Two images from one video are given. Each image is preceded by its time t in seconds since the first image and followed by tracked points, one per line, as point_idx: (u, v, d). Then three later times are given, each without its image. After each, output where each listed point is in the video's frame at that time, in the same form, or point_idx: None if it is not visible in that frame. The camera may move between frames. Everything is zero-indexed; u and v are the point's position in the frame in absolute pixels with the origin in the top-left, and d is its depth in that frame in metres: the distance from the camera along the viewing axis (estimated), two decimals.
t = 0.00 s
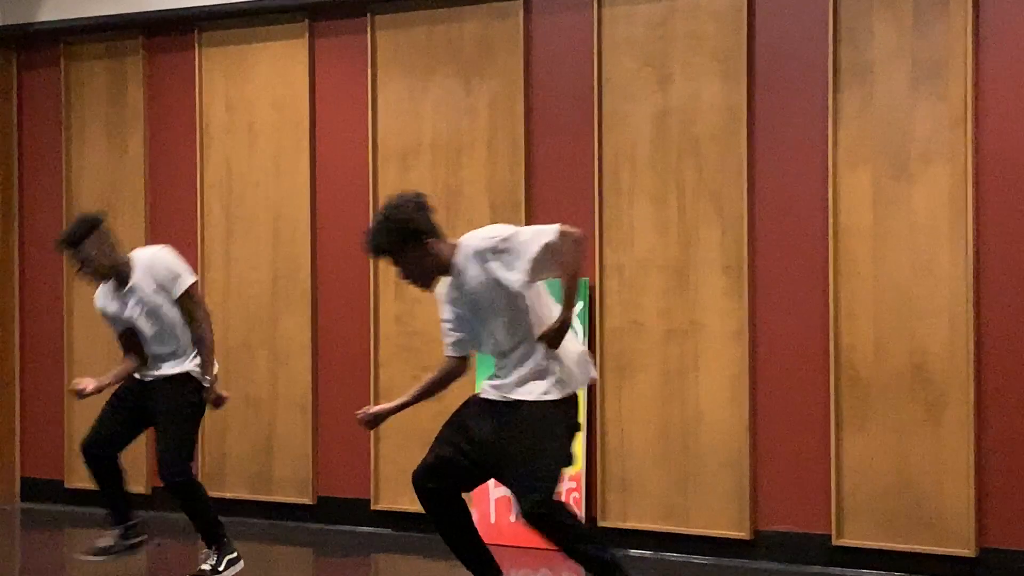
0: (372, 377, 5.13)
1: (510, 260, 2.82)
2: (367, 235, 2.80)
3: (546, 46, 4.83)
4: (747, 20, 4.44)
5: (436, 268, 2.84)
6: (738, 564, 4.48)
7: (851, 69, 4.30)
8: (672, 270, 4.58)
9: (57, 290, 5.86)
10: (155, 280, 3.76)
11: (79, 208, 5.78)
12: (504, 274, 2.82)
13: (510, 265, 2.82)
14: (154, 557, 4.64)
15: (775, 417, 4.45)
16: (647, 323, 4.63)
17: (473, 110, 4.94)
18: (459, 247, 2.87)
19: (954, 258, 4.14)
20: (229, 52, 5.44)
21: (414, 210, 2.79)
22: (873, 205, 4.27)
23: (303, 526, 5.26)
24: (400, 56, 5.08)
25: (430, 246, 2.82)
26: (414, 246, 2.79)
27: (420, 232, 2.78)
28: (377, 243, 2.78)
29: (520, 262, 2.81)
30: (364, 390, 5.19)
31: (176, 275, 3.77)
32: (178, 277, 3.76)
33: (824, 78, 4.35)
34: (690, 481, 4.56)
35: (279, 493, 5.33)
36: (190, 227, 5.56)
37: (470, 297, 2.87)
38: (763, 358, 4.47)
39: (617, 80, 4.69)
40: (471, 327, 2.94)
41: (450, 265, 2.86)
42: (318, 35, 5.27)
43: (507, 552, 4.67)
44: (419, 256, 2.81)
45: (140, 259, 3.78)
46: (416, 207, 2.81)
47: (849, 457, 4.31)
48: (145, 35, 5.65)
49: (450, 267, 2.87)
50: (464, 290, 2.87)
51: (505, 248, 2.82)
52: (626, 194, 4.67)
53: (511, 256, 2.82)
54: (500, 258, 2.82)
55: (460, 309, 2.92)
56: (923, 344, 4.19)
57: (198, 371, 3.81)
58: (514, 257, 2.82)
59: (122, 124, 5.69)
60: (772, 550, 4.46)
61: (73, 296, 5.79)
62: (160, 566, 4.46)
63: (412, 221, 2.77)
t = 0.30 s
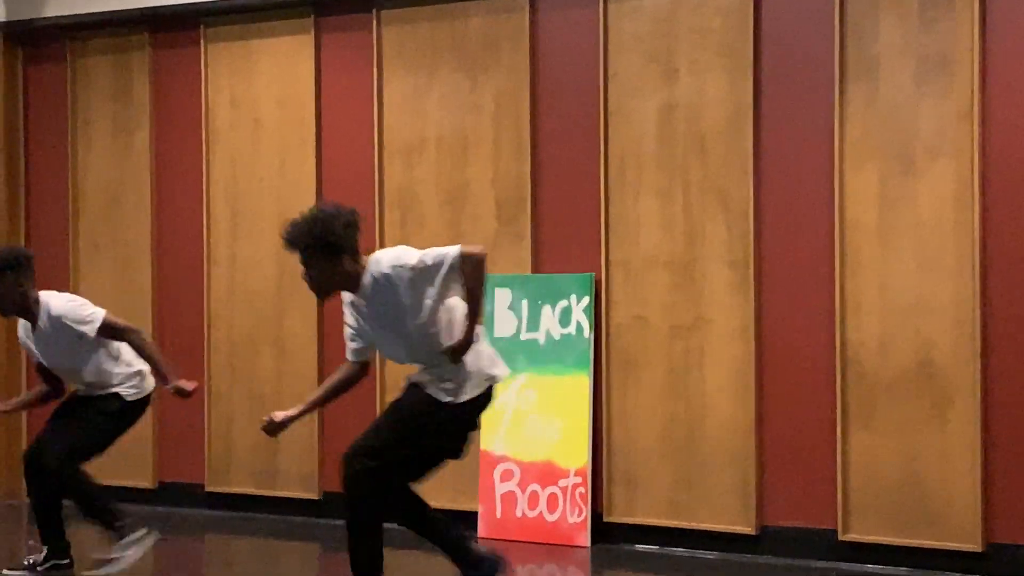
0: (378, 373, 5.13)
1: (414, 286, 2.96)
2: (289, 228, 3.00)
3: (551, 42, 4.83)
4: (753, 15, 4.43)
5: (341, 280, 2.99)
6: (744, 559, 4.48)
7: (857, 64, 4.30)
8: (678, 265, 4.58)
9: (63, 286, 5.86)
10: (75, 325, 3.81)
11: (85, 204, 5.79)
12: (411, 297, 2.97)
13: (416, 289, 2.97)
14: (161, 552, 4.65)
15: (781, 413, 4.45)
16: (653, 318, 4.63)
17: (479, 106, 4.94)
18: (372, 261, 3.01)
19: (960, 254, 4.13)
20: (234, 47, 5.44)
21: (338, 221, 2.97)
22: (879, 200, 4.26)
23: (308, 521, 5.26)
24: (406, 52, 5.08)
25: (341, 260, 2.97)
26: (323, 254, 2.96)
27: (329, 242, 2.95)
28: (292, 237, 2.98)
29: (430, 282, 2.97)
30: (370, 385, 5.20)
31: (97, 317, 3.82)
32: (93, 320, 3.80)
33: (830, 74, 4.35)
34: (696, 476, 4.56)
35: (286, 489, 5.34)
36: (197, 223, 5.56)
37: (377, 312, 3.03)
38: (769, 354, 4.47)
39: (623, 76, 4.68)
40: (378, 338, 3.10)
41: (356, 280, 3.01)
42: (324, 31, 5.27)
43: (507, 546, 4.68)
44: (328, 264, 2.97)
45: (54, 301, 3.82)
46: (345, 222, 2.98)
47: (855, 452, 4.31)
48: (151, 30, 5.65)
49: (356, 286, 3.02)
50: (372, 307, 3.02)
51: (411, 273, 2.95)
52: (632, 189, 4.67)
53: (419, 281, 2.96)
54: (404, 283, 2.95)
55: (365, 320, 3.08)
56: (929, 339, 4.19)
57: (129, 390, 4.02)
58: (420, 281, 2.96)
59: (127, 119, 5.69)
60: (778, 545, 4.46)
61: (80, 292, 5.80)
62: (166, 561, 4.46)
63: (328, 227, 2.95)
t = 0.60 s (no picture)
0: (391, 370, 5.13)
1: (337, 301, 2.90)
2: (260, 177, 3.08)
3: (565, 39, 4.82)
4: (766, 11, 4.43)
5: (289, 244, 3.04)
6: (758, 557, 4.48)
7: (871, 60, 4.29)
8: (691, 262, 4.58)
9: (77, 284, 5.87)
10: (45, 277, 3.74)
11: (98, 202, 5.80)
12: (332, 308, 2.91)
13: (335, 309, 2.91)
14: (176, 550, 4.66)
15: (794, 410, 4.44)
16: (666, 315, 4.63)
17: (492, 103, 4.94)
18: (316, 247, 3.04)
19: (974, 250, 4.12)
20: (248, 45, 5.45)
21: (308, 189, 3.05)
22: (893, 196, 4.25)
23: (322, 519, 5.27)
24: (419, 50, 5.08)
25: (298, 224, 3.04)
26: (284, 211, 3.03)
27: (292, 202, 3.03)
28: (260, 185, 3.06)
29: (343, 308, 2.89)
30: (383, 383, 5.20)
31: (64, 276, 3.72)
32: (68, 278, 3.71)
33: (843, 69, 4.34)
34: (709, 474, 4.56)
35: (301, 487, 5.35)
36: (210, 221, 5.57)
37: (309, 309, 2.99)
38: (782, 350, 4.46)
39: (636, 72, 4.68)
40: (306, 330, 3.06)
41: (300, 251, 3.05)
42: (338, 29, 5.28)
43: (520, 544, 4.68)
44: (283, 222, 3.03)
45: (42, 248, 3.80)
46: (314, 194, 3.06)
47: (869, 449, 4.30)
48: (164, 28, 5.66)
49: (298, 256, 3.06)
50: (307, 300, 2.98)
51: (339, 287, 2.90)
52: (645, 186, 4.66)
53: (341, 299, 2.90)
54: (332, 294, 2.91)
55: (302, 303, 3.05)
56: (943, 335, 4.18)
57: (78, 371, 3.77)
58: (339, 300, 2.89)
59: (141, 117, 5.70)
60: (792, 542, 4.45)
61: (93, 290, 5.81)
62: (180, 559, 4.46)
63: (296, 189, 3.04)
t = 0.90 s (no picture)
0: (424, 370, 5.14)
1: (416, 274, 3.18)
2: (337, 122, 3.20)
3: (596, 40, 4.82)
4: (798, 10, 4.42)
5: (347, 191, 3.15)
6: (792, 557, 4.46)
7: (903, 59, 4.28)
8: (724, 262, 4.57)
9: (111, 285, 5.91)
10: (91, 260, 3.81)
11: (133, 204, 5.83)
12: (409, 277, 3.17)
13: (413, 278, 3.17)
14: (210, 550, 4.68)
15: (828, 409, 4.43)
16: (698, 315, 4.62)
17: (523, 103, 4.94)
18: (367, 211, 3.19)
19: (1009, 249, 4.10)
20: (279, 47, 5.46)
21: (381, 150, 3.22)
22: (926, 195, 4.23)
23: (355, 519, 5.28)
24: (450, 51, 5.09)
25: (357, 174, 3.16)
26: (358, 158, 3.17)
27: (370, 152, 3.18)
28: (338, 129, 3.18)
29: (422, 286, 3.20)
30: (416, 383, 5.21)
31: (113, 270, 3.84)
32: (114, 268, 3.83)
33: (875, 68, 4.33)
34: (742, 473, 4.55)
35: (334, 487, 5.36)
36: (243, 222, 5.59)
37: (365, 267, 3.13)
38: (816, 349, 4.45)
39: (667, 72, 4.67)
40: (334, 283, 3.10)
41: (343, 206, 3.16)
42: (369, 31, 5.29)
43: (553, 545, 4.68)
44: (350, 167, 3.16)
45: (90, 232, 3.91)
46: (379, 160, 3.23)
47: (904, 448, 4.28)
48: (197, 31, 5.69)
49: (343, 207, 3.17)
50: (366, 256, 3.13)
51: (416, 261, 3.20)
52: (677, 186, 4.66)
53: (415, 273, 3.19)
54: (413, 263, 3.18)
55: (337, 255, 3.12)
56: (978, 334, 4.16)
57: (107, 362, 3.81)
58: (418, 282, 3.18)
59: (174, 119, 5.73)
60: (827, 543, 4.44)
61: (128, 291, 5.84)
62: (215, 559, 4.48)
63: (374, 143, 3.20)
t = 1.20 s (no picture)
0: (469, 374, 5.13)
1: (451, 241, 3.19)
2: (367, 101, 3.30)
3: (640, 41, 4.81)
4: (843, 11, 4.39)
5: (375, 160, 3.22)
6: (840, 561, 4.43)
7: (951, 59, 4.24)
8: (770, 264, 4.55)
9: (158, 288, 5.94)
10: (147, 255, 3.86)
11: (179, 208, 5.86)
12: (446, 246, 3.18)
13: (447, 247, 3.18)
14: (258, 554, 4.70)
15: (876, 412, 4.40)
16: (744, 317, 4.60)
17: (567, 106, 4.93)
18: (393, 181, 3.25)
19: None
20: (324, 52, 5.47)
21: (413, 130, 3.31)
22: (974, 196, 4.20)
23: (401, 522, 5.28)
24: (494, 54, 5.08)
25: (391, 148, 3.26)
26: (390, 131, 3.26)
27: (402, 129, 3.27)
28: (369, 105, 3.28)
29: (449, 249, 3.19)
30: (461, 387, 5.21)
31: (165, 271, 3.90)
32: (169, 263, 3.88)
33: (922, 68, 4.30)
34: (789, 476, 4.52)
35: (381, 491, 5.37)
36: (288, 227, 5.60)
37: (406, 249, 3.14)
38: (863, 352, 4.42)
39: (712, 74, 4.66)
40: (378, 276, 3.14)
41: (376, 177, 3.23)
42: (413, 35, 5.29)
43: (600, 548, 4.67)
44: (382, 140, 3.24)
45: (145, 230, 3.93)
46: (411, 140, 3.32)
47: (953, 452, 4.25)
48: (242, 36, 5.71)
49: (372, 178, 3.24)
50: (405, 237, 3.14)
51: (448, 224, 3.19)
52: (723, 188, 4.64)
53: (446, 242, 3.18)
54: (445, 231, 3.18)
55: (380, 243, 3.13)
56: None
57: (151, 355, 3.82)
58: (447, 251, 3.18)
59: (220, 124, 5.75)
60: (876, 546, 4.40)
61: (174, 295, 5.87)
62: (262, 563, 4.50)
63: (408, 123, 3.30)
